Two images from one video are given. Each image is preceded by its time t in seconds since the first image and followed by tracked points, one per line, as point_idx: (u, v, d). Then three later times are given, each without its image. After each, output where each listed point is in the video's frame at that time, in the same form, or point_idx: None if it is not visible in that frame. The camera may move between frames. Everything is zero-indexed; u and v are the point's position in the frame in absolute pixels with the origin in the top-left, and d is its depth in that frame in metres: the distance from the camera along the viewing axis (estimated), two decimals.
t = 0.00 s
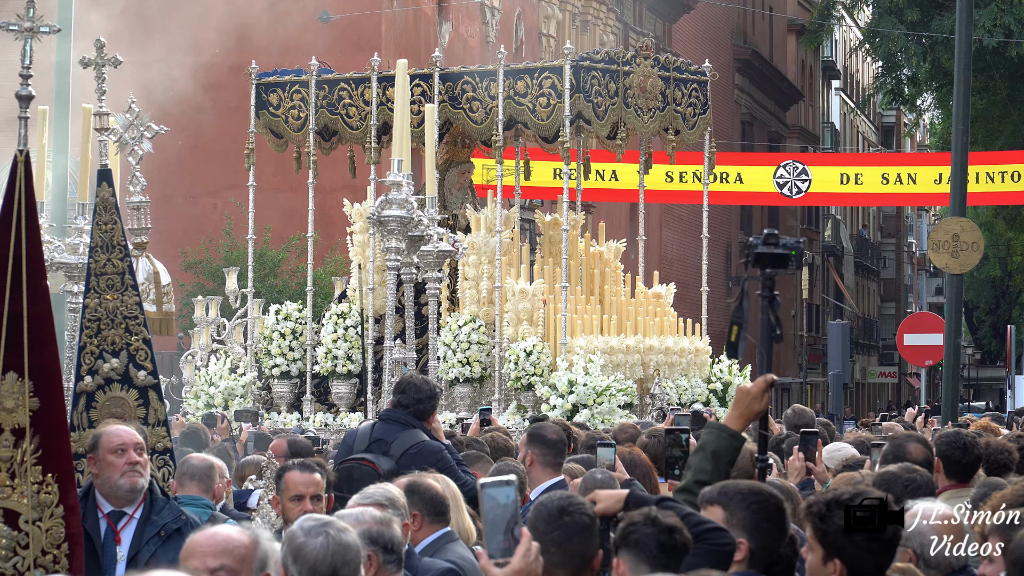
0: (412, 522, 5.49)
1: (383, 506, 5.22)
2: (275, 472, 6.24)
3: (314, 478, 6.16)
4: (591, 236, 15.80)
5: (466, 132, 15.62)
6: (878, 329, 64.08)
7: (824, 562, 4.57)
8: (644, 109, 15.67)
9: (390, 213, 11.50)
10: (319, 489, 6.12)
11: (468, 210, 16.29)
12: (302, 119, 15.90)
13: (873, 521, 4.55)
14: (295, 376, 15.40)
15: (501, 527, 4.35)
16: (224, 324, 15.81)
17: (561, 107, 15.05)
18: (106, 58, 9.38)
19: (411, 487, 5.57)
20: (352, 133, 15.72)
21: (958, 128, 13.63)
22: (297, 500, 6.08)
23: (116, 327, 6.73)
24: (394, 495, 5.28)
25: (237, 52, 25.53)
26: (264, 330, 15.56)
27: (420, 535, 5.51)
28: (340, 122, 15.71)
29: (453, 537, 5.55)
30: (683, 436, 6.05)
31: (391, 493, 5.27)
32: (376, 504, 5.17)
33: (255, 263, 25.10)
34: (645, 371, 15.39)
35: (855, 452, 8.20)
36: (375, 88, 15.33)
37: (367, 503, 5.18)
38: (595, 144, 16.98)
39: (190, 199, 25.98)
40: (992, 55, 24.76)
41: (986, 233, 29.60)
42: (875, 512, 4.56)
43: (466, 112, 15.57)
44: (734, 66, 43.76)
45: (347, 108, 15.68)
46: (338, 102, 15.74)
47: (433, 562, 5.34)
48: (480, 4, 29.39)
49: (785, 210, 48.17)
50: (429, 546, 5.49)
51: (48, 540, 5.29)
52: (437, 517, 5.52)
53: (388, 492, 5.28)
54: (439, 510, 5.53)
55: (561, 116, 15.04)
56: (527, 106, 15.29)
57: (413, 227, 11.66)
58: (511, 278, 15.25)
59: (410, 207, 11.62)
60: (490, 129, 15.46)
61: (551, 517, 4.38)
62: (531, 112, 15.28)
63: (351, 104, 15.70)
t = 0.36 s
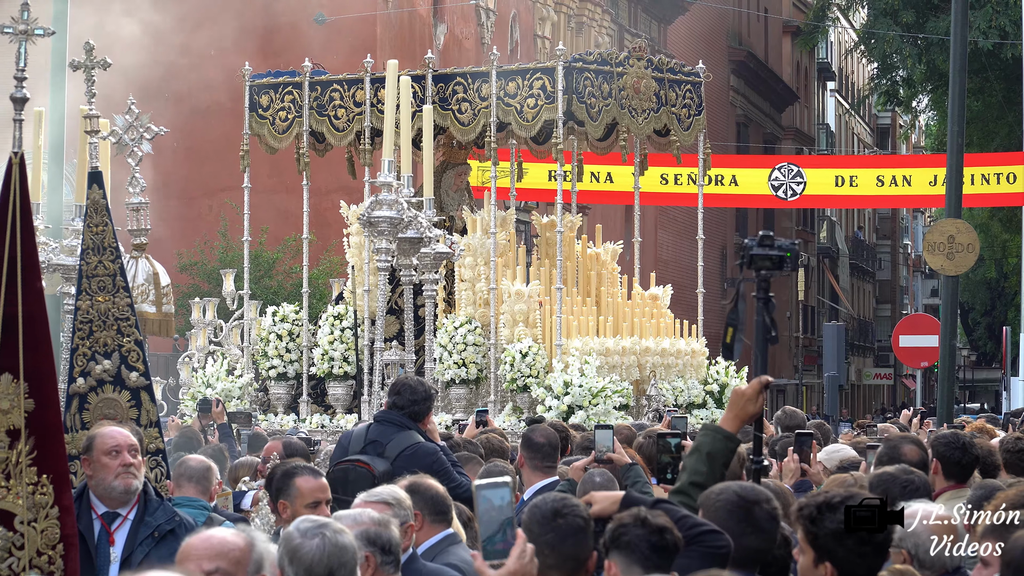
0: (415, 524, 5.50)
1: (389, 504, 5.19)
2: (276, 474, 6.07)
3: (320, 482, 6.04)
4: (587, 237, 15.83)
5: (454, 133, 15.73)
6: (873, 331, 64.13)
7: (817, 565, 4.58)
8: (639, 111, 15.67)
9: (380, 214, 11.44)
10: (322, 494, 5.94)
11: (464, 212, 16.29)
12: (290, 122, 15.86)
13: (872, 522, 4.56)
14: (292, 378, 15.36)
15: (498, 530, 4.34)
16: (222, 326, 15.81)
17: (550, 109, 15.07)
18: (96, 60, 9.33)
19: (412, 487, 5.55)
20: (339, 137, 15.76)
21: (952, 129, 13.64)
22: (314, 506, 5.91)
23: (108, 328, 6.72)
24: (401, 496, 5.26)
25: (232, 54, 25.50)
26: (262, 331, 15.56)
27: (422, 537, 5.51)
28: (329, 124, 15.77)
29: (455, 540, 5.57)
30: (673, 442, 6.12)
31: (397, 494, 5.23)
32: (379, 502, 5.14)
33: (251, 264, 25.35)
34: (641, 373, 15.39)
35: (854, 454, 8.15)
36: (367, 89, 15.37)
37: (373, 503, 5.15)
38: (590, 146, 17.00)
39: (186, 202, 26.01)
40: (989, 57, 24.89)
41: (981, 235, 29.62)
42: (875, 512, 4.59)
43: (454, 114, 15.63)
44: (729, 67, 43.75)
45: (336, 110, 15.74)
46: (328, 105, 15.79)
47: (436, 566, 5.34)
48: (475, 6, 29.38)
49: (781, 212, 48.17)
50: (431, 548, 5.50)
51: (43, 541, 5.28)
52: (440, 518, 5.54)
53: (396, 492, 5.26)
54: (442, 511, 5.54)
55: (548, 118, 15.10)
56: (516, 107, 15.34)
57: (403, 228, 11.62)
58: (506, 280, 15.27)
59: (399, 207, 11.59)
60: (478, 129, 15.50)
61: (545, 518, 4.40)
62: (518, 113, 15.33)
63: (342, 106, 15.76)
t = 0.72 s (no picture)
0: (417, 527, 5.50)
1: (395, 506, 5.17)
2: (280, 474, 6.05)
3: (323, 484, 5.99)
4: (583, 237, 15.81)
5: (450, 134, 15.69)
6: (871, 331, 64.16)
7: (813, 566, 4.57)
8: (636, 111, 15.68)
9: (372, 215, 11.40)
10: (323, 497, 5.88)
11: (461, 213, 16.28)
12: (288, 122, 15.89)
13: (873, 521, 4.55)
14: (288, 379, 15.34)
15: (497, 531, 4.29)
16: (219, 327, 15.79)
17: (547, 109, 15.08)
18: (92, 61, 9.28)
19: (410, 488, 5.52)
20: (338, 137, 15.74)
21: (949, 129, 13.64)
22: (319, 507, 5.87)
23: (106, 329, 6.72)
24: (407, 497, 5.22)
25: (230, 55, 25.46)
26: (258, 332, 15.54)
27: (426, 540, 5.54)
28: (326, 125, 15.75)
29: (460, 540, 5.59)
30: (665, 443, 6.43)
31: (402, 497, 5.19)
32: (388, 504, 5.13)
33: (249, 265, 25.18)
34: (637, 374, 15.37)
35: (849, 455, 8.12)
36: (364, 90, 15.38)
37: (380, 505, 5.13)
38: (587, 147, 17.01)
39: (184, 203, 26.03)
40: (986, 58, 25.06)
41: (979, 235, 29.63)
42: (874, 513, 4.58)
43: (450, 115, 15.61)
44: (727, 68, 43.75)
45: (334, 111, 15.73)
46: (326, 105, 15.78)
47: (440, 567, 5.34)
48: (472, 7, 29.38)
49: (778, 213, 48.20)
50: (435, 550, 5.52)
51: (39, 541, 5.26)
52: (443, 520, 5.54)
53: (400, 493, 5.24)
54: (439, 511, 5.53)
55: (545, 118, 15.10)
56: (512, 107, 15.32)
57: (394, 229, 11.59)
58: (502, 281, 15.25)
59: (390, 208, 11.55)
60: (474, 130, 15.48)
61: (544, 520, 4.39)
62: (514, 114, 15.31)
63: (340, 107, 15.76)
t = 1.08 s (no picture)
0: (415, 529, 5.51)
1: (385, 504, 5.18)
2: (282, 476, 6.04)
3: (327, 490, 6.01)
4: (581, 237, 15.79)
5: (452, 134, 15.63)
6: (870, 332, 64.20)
7: (812, 566, 4.57)
8: (634, 111, 15.70)
9: (362, 216, 11.42)
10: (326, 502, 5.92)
11: (460, 214, 16.26)
12: (292, 122, 15.85)
13: (874, 521, 4.55)
14: (287, 379, 15.34)
15: (495, 531, 4.25)
16: (217, 327, 15.77)
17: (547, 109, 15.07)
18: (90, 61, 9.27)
19: (410, 494, 5.54)
20: (341, 137, 15.79)
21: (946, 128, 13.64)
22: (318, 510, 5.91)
23: (104, 329, 6.71)
24: (397, 496, 5.24)
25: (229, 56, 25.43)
26: (257, 332, 15.52)
27: (425, 544, 5.53)
28: (329, 124, 15.79)
29: (465, 541, 5.54)
30: (665, 442, 6.42)
31: (392, 495, 5.22)
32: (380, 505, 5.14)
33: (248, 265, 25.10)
34: (636, 374, 15.36)
35: (845, 455, 8.10)
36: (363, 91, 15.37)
37: (369, 503, 5.16)
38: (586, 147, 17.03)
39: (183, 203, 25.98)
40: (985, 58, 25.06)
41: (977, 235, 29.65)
42: (874, 513, 4.57)
43: (453, 115, 15.57)
44: (725, 69, 43.74)
45: (336, 111, 15.76)
46: (327, 106, 15.82)
47: (437, 567, 5.34)
48: (470, 8, 29.40)
49: (777, 213, 48.20)
50: (437, 552, 5.51)
51: (35, 541, 5.23)
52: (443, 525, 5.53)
53: (390, 492, 5.25)
54: (438, 514, 5.53)
55: (546, 119, 15.09)
56: (514, 108, 15.30)
57: (386, 230, 11.59)
58: (500, 281, 15.22)
59: (382, 209, 11.54)
60: (477, 130, 15.43)
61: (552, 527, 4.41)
62: (518, 114, 15.28)
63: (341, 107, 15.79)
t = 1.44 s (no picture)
0: (426, 527, 5.49)
1: (378, 505, 5.25)
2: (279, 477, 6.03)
3: (325, 490, 6.01)
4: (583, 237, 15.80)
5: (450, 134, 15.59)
6: (870, 332, 64.22)
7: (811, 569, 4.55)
8: (633, 112, 15.73)
9: (358, 218, 11.39)
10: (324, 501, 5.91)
11: (461, 215, 16.27)
12: (289, 123, 15.86)
13: (872, 521, 4.56)
14: (289, 379, 15.32)
15: (493, 532, 4.25)
16: (219, 328, 15.76)
17: (546, 110, 15.06)
18: (89, 62, 9.26)
19: (435, 492, 5.48)
20: (339, 139, 15.79)
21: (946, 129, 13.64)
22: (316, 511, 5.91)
23: (104, 330, 6.71)
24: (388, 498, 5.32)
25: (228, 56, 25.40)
26: (258, 333, 15.52)
27: (434, 543, 5.50)
28: (326, 126, 15.80)
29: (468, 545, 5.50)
30: (665, 442, 6.41)
31: (381, 495, 5.30)
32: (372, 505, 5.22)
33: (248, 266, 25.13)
34: (637, 375, 15.36)
35: (846, 456, 8.14)
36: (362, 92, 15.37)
37: (361, 503, 5.24)
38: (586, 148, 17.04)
39: (183, 204, 25.98)
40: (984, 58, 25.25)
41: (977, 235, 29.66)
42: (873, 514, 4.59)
43: (449, 115, 15.54)
44: (725, 69, 43.71)
45: (334, 112, 15.76)
46: (326, 106, 15.82)
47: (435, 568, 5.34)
48: (470, 8, 29.40)
49: (777, 214, 48.20)
50: (442, 554, 5.47)
51: (34, 542, 5.23)
52: (456, 527, 5.48)
53: (383, 493, 5.33)
54: (460, 521, 5.48)
55: (545, 119, 15.08)
56: (511, 108, 15.29)
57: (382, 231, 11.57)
58: (501, 281, 15.24)
59: (377, 211, 11.51)
60: (474, 131, 15.39)
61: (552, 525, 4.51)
62: (514, 114, 15.27)
63: (339, 108, 15.82)
